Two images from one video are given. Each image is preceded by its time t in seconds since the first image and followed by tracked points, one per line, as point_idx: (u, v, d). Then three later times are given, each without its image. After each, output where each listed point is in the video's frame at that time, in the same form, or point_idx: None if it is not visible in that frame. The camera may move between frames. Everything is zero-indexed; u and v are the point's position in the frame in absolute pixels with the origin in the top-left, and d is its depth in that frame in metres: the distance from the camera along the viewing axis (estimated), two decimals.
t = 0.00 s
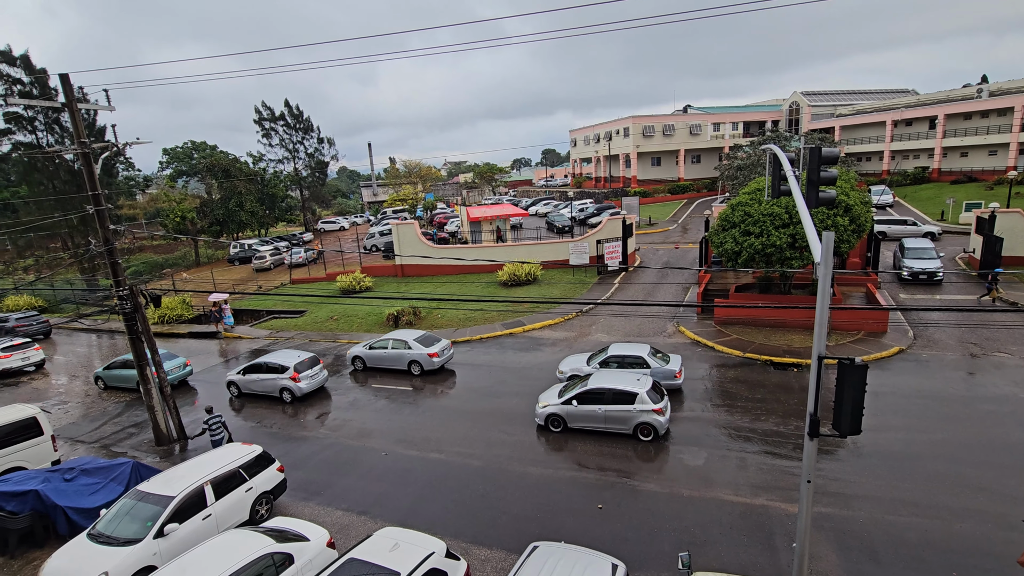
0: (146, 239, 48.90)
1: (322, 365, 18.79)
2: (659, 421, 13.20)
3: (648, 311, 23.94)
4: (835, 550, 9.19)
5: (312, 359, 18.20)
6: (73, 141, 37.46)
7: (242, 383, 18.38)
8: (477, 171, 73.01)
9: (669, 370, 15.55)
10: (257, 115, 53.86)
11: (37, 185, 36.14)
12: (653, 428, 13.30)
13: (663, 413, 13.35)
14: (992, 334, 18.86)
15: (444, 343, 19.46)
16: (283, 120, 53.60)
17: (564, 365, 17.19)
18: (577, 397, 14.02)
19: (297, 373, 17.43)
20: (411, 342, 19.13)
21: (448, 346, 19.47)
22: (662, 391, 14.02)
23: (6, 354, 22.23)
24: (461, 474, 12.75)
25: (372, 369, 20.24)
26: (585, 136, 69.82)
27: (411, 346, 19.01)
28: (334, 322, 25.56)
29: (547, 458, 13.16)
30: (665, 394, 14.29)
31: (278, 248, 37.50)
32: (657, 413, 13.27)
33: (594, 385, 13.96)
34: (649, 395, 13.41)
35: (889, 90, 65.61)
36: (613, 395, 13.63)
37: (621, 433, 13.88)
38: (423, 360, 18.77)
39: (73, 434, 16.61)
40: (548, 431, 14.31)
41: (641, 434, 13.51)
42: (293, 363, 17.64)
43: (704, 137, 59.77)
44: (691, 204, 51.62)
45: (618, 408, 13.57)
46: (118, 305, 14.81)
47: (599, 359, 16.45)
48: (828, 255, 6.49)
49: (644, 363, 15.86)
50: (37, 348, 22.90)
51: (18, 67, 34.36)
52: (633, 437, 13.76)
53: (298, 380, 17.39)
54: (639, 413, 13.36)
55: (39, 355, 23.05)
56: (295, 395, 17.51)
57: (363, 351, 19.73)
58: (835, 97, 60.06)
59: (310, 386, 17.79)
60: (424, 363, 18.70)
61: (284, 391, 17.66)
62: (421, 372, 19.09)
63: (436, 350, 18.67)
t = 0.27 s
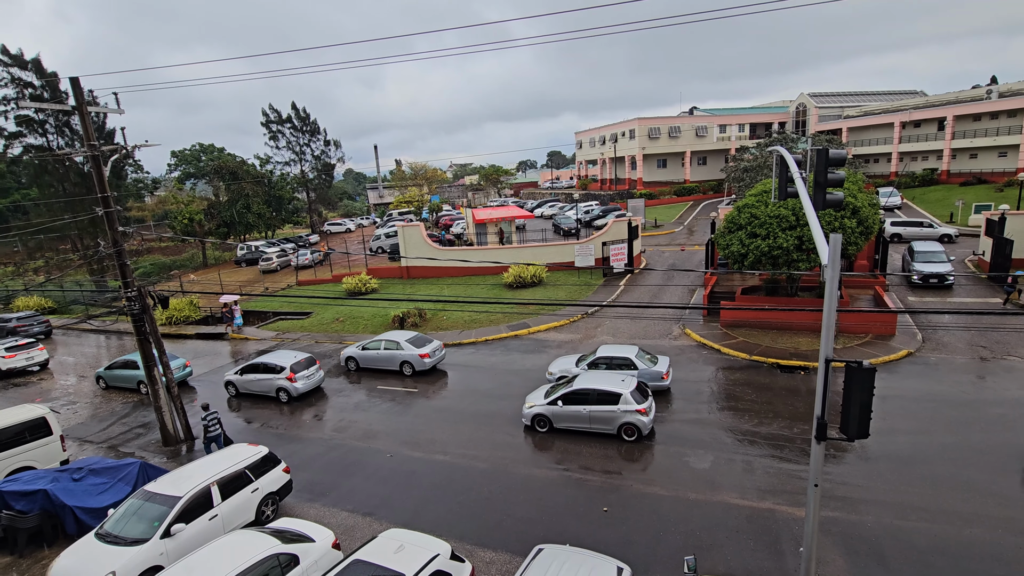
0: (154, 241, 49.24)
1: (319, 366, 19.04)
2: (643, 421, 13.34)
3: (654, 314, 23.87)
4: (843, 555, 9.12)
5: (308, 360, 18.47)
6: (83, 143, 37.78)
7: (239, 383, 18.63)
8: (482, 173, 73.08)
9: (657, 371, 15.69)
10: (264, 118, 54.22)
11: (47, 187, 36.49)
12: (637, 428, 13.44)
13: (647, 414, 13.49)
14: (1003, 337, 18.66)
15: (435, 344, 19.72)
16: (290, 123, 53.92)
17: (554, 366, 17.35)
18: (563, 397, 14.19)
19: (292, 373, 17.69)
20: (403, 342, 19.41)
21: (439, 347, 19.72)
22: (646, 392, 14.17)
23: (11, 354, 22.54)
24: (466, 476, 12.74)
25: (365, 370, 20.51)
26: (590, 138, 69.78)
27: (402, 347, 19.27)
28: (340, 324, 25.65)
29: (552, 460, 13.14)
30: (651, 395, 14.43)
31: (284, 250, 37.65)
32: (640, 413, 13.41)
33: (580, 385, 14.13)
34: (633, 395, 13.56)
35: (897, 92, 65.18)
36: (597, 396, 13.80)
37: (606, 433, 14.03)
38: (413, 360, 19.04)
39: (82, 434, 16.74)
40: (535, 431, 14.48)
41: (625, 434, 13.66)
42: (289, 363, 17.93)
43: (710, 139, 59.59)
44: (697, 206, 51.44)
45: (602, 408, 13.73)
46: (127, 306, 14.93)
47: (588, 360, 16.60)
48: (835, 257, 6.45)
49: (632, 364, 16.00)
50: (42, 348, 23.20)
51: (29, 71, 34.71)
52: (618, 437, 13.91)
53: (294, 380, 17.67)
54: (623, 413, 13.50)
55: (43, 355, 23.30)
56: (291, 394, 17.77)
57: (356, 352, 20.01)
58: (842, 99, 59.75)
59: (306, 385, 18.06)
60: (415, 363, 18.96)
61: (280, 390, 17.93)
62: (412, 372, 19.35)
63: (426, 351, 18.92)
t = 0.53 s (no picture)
0: (161, 242, 49.57)
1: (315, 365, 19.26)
2: (626, 421, 13.49)
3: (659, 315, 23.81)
4: (850, 558, 9.05)
5: (304, 359, 18.68)
6: (91, 145, 38.09)
7: (237, 382, 18.91)
8: (487, 175, 73.12)
9: (644, 372, 15.80)
10: (270, 120, 54.52)
11: (57, 189, 36.80)
12: (621, 427, 13.58)
13: (631, 413, 13.62)
14: (1012, 339, 18.49)
15: (426, 343, 19.90)
16: (296, 125, 54.21)
17: (544, 366, 17.50)
18: (549, 397, 14.36)
19: (289, 372, 17.90)
20: (394, 342, 19.59)
21: (431, 347, 19.89)
22: (632, 391, 14.29)
23: (15, 354, 22.79)
24: (471, 477, 12.75)
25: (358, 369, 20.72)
26: (595, 139, 69.73)
27: (393, 347, 19.44)
28: (345, 325, 25.73)
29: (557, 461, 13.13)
30: (637, 395, 14.55)
31: (290, 251, 37.78)
32: (624, 413, 13.56)
33: (565, 385, 14.28)
34: (617, 395, 13.69)
35: (905, 92, 64.74)
36: (582, 395, 13.96)
37: (591, 432, 14.19)
38: (405, 360, 19.22)
39: (90, 434, 16.86)
40: (521, 430, 14.65)
41: (609, 434, 13.82)
42: (285, 364, 18.16)
43: (715, 140, 59.41)
44: (703, 207, 51.28)
45: (587, 408, 13.89)
46: (134, 306, 15.02)
47: (577, 360, 16.75)
48: (842, 258, 6.43)
49: (620, 365, 16.12)
50: (45, 348, 23.50)
51: (39, 74, 35.05)
52: (603, 436, 14.05)
53: (290, 380, 17.88)
54: (607, 413, 13.65)
55: (47, 355, 23.63)
56: (288, 394, 17.99)
57: (349, 352, 20.18)
58: (849, 99, 59.44)
59: (302, 385, 18.28)
60: (406, 363, 19.14)
61: (277, 390, 18.16)
62: (403, 372, 19.55)
63: (418, 351, 19.09)
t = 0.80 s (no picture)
0: (168, 243, 49.84)
1: (312, 365, 19.45)
2: (611, 419, 13.67)
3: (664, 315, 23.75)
4: (857, 560, 9.00)
5: (301, 359, 18.86)
6: (99, 147, 38.35)
7: (235, 382, 19.15)
8: (492, 175, 73.14)
9: (633, 371, 15.93)
10: (276, 121, 54.75)
11: (66, 190, 37.04)
12: (606, 426, 13.76)
13: (617, 412, 13.80)
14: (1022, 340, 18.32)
15: (418, 343, 20.12)
16: (302, 126, 54.40)
17: (534, 366, 17.66)
18: (536, 396, 14.54)
19: (286, 372, 18.08)
20: (386, 342, 19.83)
21: (422, 346, 20.11)
22: (618, 391, 14.46)
23: (20, 353, 23.02)
24: (476, 477, 12.75)
25: (350, 368, 20.99)
26: (600, 139, 69.62)
27: (385, 347, 19.69)
28: (350, 325, 25.79)
29: (561, 462, 13.12)
30: (623, 394, 14.71)
31: (296, 251, 37.90)
32: (609, 411, 13.73)
33: (552, 384, 14.47)
34: (603, 394, 13.86)
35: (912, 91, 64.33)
36: (568, 394, 14.13)
37: (577, 431, 14.36)
38: (396, 359, 19.45)
39: (97, 433, 16.99)
40: (509, 428, 14.84)
41: (595, 432, 14.00)
42: (282, 363, 18.35)
43: (721, 140, 59.23)
44: (708, 207, 51.10)
45: (573, 406, 14.07)
46: (141, 307, 15.11)
47: (566, 360, 16.90)
48: (848, 258, 6.40)
49: (609, 364, 16.26)
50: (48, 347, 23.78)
51: (47, 76, 35.33)
52: (589, 435, 14.23)
53: (287, 379, 18.04)
54: (593, 412, 13.82)
55: (51, 354, 23.89)
56: (284, 392, 18.16)
57: (342, 352, 20.47)
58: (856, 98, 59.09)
59: (299, 384, 18.45)
60: (397, 362, 19.37)
61: (274, 389, 18.31)
62: (395, 371, 19.76)
63: (409, 350, 19.30)
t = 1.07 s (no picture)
0: (175, 243, 50.13)
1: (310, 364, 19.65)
2: (598, 417, 13.85)
3: (669, 315, 23.68)
4: (863, 561, 8.96)
5: (299, 357, 19.07)
6: (107, 147, 38.60)
7: (233, 380, 19.39)
8: (496, 175, 73.14)
9: (621, 370, 16.07)
10: (281, 121, 54.98)
11: (74, 190, 37.27)
12: (592, 424, 13.95)
13: (603, 410, 14.00)
14: None
15: (410, 342, 20.39)
16: (307, 126, 54.62)
17: (525, 364, 17.83)
18: (524, 394, 14.73)
19: (283, 370, 18.31)
20: (377, 340, 20.17)
21: (413, 345, 20.41)
22: (604, 389, 14.65)
23: (25, 351, 23.37)
24: (480, 477, 12.76)
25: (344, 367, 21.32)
26: (605, 138, 69.52)
27: (376, 345, 20.04)
28: (355, 325, 25.88)
29: (566, 462, 13.10)
30: (610, 392, 14.91)
31: (301, 251, 38.02)
32: (595, 410, 13.92)
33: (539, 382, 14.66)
34: (588, 393, 14.06)
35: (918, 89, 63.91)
36: (555, 392, 14.34)
37: (563, 428, 14.55)
38: (387, 357, 19.78)
39: (105, 431, 17.11)
40: (497, 426, 15.01)
41: (581, 430, 14.18)
42: (279, 361, 18.59)
43: (726, 139, 59.02)
44: (713, 206, 50.94)
45: (560, 404, 14.25)
46: (148, 306, 15.19)
47: (556, 359, 17.07)
48: (855, 258, 6.36)
49: (598, 363, 16.42)
50: (53, 346, 24.17)
51: (56, 77, 35.61)
52: (575, 433, 14.42)
53: (285, 377, 18.26)
54: (579, 409, 14.02)
55: (55, 352, 24.21)
56: (282, 391, 18.36)
57: (335, 351, 20.79)
58: (862, 97, 58.75)
59: (296, 382, 18.62)
60: (388, 360, 19.69)
61: (272, 387, 18.56)
62: (387, 369, 20.07)
63: (399, 348, 19.60)
